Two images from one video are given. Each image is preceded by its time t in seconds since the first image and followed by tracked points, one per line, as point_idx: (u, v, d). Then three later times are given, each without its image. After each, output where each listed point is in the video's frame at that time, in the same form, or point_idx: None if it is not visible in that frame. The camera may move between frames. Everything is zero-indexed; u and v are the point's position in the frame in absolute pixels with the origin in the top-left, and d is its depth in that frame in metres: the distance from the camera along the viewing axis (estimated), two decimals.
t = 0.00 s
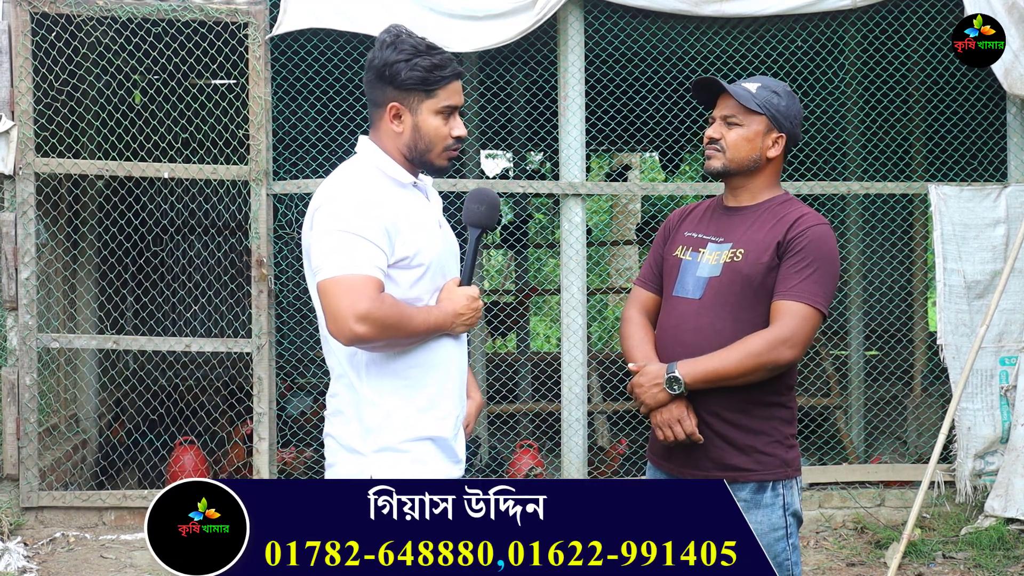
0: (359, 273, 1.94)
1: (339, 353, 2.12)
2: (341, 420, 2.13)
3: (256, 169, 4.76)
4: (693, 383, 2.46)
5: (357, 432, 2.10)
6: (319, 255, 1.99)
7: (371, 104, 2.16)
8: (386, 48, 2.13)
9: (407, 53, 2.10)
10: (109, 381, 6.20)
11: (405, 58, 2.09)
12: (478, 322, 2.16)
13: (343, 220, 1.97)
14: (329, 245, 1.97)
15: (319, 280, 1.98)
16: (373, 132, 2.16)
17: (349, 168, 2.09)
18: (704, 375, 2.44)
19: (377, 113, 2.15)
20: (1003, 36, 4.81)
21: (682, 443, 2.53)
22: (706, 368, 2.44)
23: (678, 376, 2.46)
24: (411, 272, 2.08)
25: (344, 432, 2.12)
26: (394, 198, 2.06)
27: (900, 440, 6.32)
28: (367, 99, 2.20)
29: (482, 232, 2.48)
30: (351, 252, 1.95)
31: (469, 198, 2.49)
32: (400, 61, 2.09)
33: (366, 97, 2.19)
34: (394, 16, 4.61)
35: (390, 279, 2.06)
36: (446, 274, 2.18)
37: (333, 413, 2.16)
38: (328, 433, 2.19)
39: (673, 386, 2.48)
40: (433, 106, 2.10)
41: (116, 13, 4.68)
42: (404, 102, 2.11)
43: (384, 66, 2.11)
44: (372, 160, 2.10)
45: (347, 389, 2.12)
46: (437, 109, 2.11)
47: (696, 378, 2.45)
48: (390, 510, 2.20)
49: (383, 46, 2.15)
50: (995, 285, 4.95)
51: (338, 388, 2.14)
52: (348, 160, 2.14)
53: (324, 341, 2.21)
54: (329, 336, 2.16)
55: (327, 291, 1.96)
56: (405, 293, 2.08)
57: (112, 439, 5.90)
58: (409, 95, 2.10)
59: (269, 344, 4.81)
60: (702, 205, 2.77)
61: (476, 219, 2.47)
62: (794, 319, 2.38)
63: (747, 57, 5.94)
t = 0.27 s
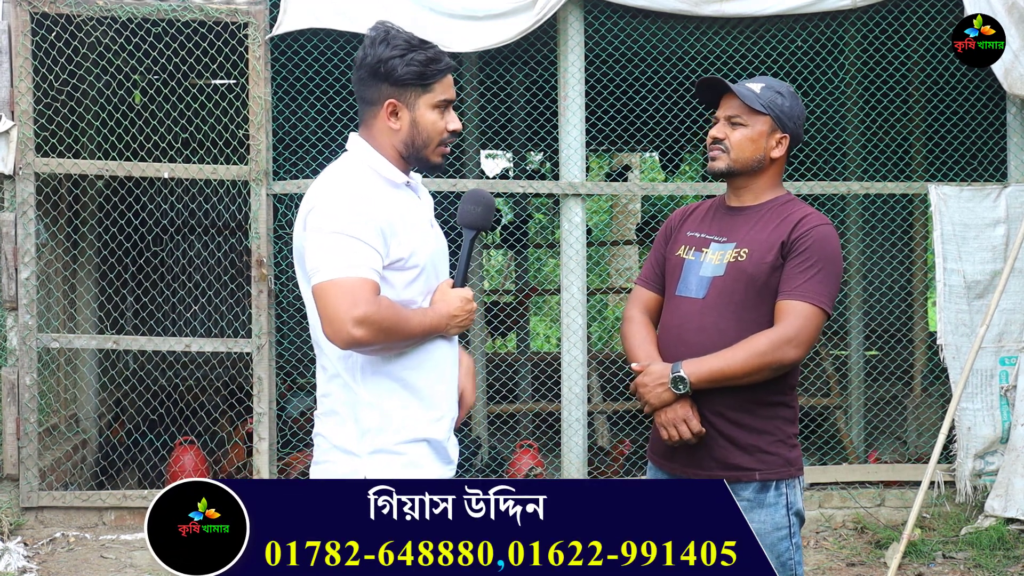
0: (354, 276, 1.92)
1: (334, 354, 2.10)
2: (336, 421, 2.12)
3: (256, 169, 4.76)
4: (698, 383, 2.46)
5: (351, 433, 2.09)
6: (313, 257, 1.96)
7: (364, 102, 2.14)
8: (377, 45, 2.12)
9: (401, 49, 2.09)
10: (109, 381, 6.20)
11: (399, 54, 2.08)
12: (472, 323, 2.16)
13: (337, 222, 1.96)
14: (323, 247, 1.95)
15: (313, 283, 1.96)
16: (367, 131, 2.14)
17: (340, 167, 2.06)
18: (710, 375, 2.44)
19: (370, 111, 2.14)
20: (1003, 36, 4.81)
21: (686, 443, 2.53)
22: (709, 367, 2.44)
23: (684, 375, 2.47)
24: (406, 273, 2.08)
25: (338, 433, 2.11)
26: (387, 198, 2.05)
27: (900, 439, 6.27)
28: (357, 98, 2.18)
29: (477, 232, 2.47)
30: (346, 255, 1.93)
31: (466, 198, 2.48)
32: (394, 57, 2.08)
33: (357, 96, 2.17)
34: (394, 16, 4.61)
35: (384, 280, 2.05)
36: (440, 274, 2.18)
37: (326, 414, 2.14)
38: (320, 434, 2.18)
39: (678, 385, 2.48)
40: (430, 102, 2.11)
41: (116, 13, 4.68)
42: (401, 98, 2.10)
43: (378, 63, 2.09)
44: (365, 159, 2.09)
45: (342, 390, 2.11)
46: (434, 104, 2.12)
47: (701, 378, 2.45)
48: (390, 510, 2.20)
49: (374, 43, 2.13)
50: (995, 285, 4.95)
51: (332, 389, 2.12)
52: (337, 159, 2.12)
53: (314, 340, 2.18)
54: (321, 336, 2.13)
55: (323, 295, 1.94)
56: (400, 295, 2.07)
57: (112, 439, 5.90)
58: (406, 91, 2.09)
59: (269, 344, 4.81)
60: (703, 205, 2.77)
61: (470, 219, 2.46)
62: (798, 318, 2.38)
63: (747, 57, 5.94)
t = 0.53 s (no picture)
0: (369, 281, 1.90)
1: (337, 357, 2.06)
2: (337, 427, 2.08)
3: (256, 169, 4.76)
4: (699, 381, 2.46)
5: (356, 438, 2.06)
6: (324, 262, 1.93)
7: (360, 104, 2.12)
8: (371, 47, 2.10)
9: (397, 50, 2.09)
10: (109, 381, 6.20)
11: (395, 55, 2.08)
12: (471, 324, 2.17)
13: (348, 226, 1.93)
14: (336, 252, 1.92)
15: (325, 288, 1.93)
16: (365, 135, 2.12)
17: (342, 168, 2.04)
18: (711, 373, 2.44)
19: (368, 114, 2.12)
20: (1003, 36, 4.81)
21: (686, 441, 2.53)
22: (710, 365, 2.44)
23: (685, 373, 2.47)
24: (410, 275, 2.07)
25: (341, 437, 2.07)
26: (390, 201, 2.04)
27: (900, 439, 6.18)
28: (350, 101, 2.15)
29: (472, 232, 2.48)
30: (361, 259, 1.91)
31: (460, 200, 2.48)
32: (391, 58, 2.07)
33: (350, 99, 2.15)
34: (394, 16, 4.61)
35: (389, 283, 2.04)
36: (436, 274, 2.18)
37: (327, 418, 2.10)
38: (319, 437, 2.13)
39: (679, 382, 2.48)
40: (430, 101, 2.11)
41: (116, 13, 4.68)
42: (400, 100, 2.10)
43: (375, 65, 2.08)
44: (361, 159, 2.07)
45: (344, 395, 2.07)
46: (432, 104, 2.13)
47: (702, 376, 2.45)
48: (390, 510, 2.20)
49: (369, 45, 2.11)
50: (995, 285, 4.95)
51: (334, 392, 2.08)
52: (336, 159, 2.09)
53: (309, 342, 2.13)
54: (320, 339, 2.08)
55: (335, 301, 1.91)
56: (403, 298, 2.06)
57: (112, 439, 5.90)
58: (406, 92, 2.09)
59: (269, 344, 4.81)
60: (706, 205, 2.77)
61: (466, 220, 2.46)
62: (801, 318, 2.37)
63: (747, 57, 5.94)
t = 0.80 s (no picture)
0: (388, 281, 1.89)
1: (343, 359, 2.04)
2: (342, 430, 2.06)
3: (256, 169, 4.76)
4: (696, 381, 2.46)
5: (362, 440, 2.05)
6: (339, 264, 1.90)
7: (359, 102, 2.11)
8: (373, 45, 2.10)
9: (397, 48, 2.08)
10: (109, 381, 6.20)
11: (397, 53, 2.08)
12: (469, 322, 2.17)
13: (362, 226, 1.91)
14: (353, 254, 1.89)
15: (342, 290, 1.90)
16: (363, 134, 2.11)
17: (344, 168, 2.04)
18: (709, 373, 2.44)
19: (367, 112, 2.11)
20: (1003, 36, 4.82)
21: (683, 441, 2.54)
22: (708, 365, 2.45)
23: (682, 373, 2.47)
24: (415, 275, 2.07)
25: (346, 440, 2.06)
26: (396, 202, 2.03)
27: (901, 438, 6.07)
28: (348, 99, 2.14)
29: (468, 233, 2.48)
30: (379, 260, 1.90)
31: (457, 199, 2.47)
32: (393, 57, 2.07)
33: (348, 96, 2.14)
34: (394, 16, 4.61)
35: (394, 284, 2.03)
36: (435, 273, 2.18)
37: (331, 421, 2.07)
38: (320, 439, 2.11)
39: (676, 383, 2.48)
40: (429, 101, 2.12)
41: (116, 13, 4.68)
42: (400, 98, 2.10)
43: (376, 63, 2.07)
44: (360, 156, 2.07)
45: (349, 398, 2.05)
46: (431, 104, 2.13)
47: (699, 376, 2.45)
48: (390, 509, 2.19)
49: (370, 42, 2.11)
50: (995, 284, 4.95)
51: (338, 394, 2.06)
52: (336, 160, 2.07)
53: (311, 344, 2.09)
54: (325, 342, 2.05)
55: (352, 302, 1.89)
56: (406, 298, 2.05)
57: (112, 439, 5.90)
58: (405, 91, 2.09)
59: (269, 344, 4.81)
60: (706, 205, 2.77)
61: (462, 220, 2.47)
62: (800, 318, 2.37)
63: (747, 57, 5.94)
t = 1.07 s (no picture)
0: (400, 280, 1.90)
1: (349, 360, 2.04)
2: (347, 431, 2.06)
3: (256, 169, 4.76)
4: (694, 384, 2.46)
5: (367, 441, 2.05)
6: (349, 264, 1.90)
7: (354, 101, 2.11)
8: (367, 44, 2.09)
9: (392, 47, 2.08)
10: (109, 381, 6.20)
11: (392, 52, 2.07)
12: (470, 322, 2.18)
13: (371, 225, 1.91)
14: (364, 253, 1.89)
15: (352, 290, 1.90)
16: (359, 134, 2.11)
17: (344, 168, 2.03)
18: (706, 375, 2.44)
19: (362, 111, 2.11)
20: (1003, 36, 4.81)
21: (681, 443, 2.54)
22: (706, 367, 2.44)
23: (680, 376, 2.47)
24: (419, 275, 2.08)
25: (352, 441, 2.06)
26: (399, 202, 2.03)
27: (901, 438, 6.10)
28: (343, 99, 2.14)
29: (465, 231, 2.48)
30: (390, 260, 1.90)
31: (454, 197, 2.47)
32: (388, 56, 2.07)
33: (343, 96, 2.13)
34: (394, 16, 4.61)
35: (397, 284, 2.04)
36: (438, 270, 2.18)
37: (336, 423, 2.07)
38: (324, 440, 2.10)
39: (674, 386, 2.48)
40: (424, 100, 2.12)
41: (116, 13, 4.68)
42: (396, 97, 2.10)
43: (371, 62, 2.07)
44: (361, 156, 2.07)
45: (355, 398, 2.05)
46: (427, 102, 2.14)
47: (697, 379, 2.45)
48: (390, 510, 2.19)
49: (364, 42, 2.10)
50: (995, 284, 4.95)
51: (345, 395, 2.06)
52: (341, 158, 2.07)
53: (315, 345, 2.09)
54: (330, 343, 2.05)
55: (363, 302, 1.89)
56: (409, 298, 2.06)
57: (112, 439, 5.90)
58: (401, 91, 2.09)
59: (269, 344, 4.81)
60: (704, 205, 2.76)
61: (459, 218, 2.46)
62: (798, 319, 2.37)
63: (747, 57, 5.94)
